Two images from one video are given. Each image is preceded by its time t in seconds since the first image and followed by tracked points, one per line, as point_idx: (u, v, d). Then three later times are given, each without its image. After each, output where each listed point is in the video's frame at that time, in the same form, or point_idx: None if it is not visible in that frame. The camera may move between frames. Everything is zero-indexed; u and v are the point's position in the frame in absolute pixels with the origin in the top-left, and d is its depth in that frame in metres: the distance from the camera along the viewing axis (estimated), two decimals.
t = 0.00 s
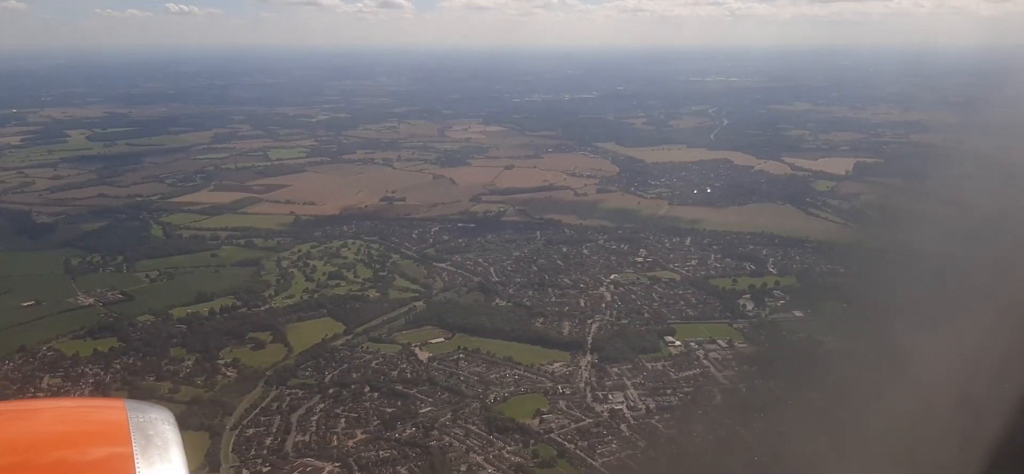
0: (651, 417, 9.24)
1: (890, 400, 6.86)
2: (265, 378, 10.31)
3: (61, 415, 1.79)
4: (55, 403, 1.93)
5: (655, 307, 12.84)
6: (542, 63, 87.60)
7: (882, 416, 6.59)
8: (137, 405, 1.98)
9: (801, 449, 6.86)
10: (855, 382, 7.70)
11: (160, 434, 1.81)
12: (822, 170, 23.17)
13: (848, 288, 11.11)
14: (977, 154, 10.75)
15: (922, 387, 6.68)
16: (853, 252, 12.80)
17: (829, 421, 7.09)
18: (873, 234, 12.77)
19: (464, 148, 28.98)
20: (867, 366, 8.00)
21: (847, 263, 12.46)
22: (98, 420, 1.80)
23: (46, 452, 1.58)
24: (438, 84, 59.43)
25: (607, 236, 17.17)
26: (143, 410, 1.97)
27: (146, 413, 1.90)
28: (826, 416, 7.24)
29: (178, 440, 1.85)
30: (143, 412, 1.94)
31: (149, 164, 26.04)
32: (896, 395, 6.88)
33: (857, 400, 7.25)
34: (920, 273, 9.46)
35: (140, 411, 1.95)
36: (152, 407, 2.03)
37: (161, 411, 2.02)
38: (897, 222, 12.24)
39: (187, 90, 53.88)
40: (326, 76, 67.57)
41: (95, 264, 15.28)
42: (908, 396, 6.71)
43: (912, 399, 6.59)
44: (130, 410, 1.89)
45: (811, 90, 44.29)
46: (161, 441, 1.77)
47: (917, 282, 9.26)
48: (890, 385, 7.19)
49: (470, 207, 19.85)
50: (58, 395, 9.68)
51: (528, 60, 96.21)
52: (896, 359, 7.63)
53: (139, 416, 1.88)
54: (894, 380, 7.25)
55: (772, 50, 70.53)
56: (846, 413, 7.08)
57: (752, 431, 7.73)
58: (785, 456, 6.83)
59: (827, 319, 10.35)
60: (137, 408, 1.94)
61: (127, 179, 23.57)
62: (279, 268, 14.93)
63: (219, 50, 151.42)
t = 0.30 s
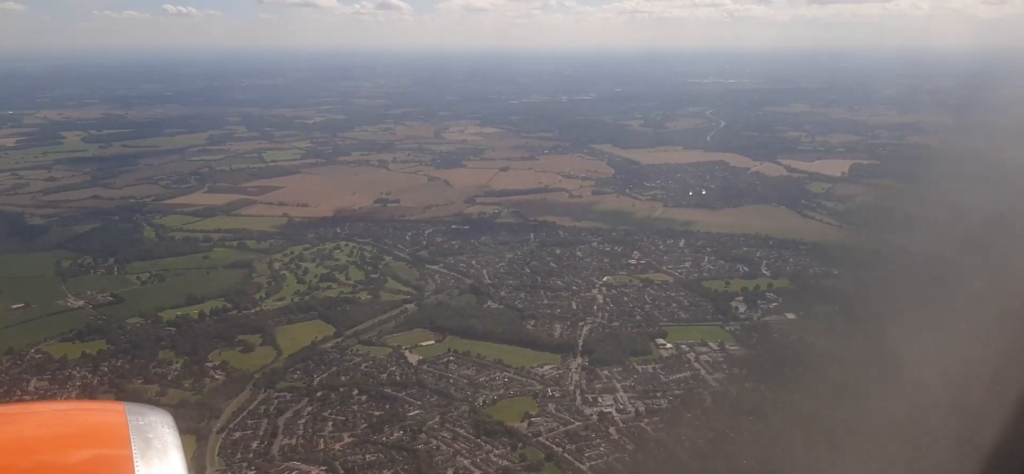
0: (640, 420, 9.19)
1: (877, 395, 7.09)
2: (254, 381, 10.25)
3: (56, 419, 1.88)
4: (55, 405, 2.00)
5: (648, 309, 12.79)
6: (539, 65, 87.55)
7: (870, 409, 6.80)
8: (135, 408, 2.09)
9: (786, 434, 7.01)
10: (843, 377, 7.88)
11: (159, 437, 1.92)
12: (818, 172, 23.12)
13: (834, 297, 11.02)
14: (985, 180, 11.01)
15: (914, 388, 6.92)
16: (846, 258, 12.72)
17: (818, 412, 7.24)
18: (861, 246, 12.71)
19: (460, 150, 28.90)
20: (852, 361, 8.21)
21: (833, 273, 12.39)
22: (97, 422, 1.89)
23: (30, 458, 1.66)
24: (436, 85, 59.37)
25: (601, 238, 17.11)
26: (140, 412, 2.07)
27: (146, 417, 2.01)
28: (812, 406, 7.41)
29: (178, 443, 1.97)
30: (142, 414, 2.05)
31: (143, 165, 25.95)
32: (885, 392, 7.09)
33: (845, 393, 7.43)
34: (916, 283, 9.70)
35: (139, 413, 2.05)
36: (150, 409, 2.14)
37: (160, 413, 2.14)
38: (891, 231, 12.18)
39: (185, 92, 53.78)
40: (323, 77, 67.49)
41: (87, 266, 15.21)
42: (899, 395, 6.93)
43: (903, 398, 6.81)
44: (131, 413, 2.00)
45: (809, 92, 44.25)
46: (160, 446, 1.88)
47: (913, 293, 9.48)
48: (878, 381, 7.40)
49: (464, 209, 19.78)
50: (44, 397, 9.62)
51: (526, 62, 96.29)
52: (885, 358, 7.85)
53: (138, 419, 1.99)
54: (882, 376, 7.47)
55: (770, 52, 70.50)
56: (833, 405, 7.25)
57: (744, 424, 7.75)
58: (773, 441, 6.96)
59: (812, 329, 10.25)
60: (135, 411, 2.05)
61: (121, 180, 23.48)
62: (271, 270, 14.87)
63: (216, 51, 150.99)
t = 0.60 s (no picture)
0: (629, 423, 9.15)
1: (872, 396, 7.08)
2: (242, 383, 10.21)
3: (53, 422, 1.96)
4: (55, 409, 2.10)
5: (640, 311, 12.76)
6: (538, 66, 87.61)
7: (864, 410, 6.79)
8: (135, 410, 2.18)
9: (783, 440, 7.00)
10: (838, 380, 7.87)
11: (159, 441, 2.02)
12: (813, 174, 23.09)
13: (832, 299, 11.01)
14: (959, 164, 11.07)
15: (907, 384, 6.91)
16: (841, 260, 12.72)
17: (814, 416, 7.23)
18: (857, 248, 12.73)
19: (456, 151, 28.88)
20: (848, 364, 8.21)
21: (829, 277, 12.36)
22: (101, 425, 1.99)
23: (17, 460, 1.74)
24: (434, 87, 59.38)
25: (594, 239, 17.10)
26: (139, 415, 2.17)
27: (145, 420, 2.11)
28: (809, 412, 7.39)
29: (177, 447, 2.07)
30: (143, 418, 2.15)
31: (139, 167, 25.92)
32: (879, 392, 7.09)
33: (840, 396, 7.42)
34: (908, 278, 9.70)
35: (139, 416, 2.15)
36: (149, 413, 2.23)
37: (160, 418, 2.23)
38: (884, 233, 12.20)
39: (182, 93, 53.76)
40: (322, 79, 67.51)
41: (78, 268, 15.16)
42: (893, 395, 6.93)
43: (896, 397, 6.81)
44: (131, 416, 2.09)
45: (806, 94, 44.25)
46: (161, 449, 1.97)
47: (906, 289, 9.47)
48: (872, 382, 7.39)
49: (458, 210, 19.75)
50: (31, 399, 9.56)
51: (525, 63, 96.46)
52: (878, 357, 7.86)
53: (138, 422, 2.09)
54: (877, 375, 7.48)
55: (768, 53, 70.50)
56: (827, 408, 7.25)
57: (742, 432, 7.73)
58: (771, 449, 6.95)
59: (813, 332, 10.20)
60: (135, 414, 2.14)
61: (116, 182, 23.44)
62: (263, 272, 14.82)
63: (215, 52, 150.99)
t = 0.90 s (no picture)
0: (618, 426, 9.09)
1: (879, 405, 7.05)
2: (230, 386, 10.15)
3: (38, 428, 1.81)
4: (45, 415, 1.93)
5: (632, 313, 12.71)
6: (536, 68, 87.68)
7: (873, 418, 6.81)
8: (134, 414, 2.05)
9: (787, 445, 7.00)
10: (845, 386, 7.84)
11: (160, 447, 1.88)
12: (809, 176, 23.05)
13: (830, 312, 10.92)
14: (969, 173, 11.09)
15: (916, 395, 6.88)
16: (840, 273, 12.66)
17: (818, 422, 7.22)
18: (852, 259, 12.66)
19: (452, 153, 28.83)
20: (855, 371, 8.18)
21: (827, 287, 12.29)
22: (92, 431, 1.84)
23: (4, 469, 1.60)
24: (432, 88, 59.33)
25: (588, 241, 17.05)
26: (139, 421, 2.03)
27: (145, 426, 1.97)
28: (813, 417, 7.38)
29: (180, 454, 1.92)
30: (143, 423, 2.00)
31: (133, 168, 25.85)
32: (890, 398, 7.11)
33: (847, 402, 7.40)
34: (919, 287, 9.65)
35: (139, 422, 2.01)
36: (150, 416, 2.09)
37: (161, 422, 2.08)
38: (885, 251, 12.13)
39: (180, 94, 53.67)
40: (319, 80, 67.43)
41: (69, 269, 15.09)
42: (904, 401, 6.94)
43: (906, 404, 6.83)
44: (129, 424, 1.93)
45: (804, 96, 44.20)
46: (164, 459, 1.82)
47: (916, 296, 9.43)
48: (882, 389, 7.40)
49: (452, 212, 19.70)
50: (17, 401, 9.50)
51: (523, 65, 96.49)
52: (889, 366, 7.87)
53: (138, 429, 1.94)
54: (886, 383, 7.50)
55: (767, 55, 70.46)
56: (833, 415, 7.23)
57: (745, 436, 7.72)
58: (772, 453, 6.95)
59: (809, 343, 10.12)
60: (136, 420, 2.00)
61: (110, 183, 23.37)
62: (254, 274, 14.76)
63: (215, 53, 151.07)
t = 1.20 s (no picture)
0: (607, 429, 9.04)
1: (879, 405, 7.02)
2: (219, 389, 10.10)
3: (34, 434, 1.87)
4: (42, 420, 1.98)
5: (624, 316, 12.67)
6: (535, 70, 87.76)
7: (876, 418, 6.74)
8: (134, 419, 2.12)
9: (783, 447, 7.01)
10: (842, 389, 7.83)
11: (161, 451, 1.96)
12: (805, 178, 23.02)
13: (827, 320, 10.89)
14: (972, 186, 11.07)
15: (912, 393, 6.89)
16: (840, 283, 12.60)
17: (813, 423, 7.23)
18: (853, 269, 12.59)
19: (449, 154, 28.81)
20: (853, 373, 8.17)
21: (823, 293, 12.24)
22: (89, 435, 1.90)
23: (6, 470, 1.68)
24: (430, 90, 59.35)
25: (583, 243, 17.02)
26: (140, 424, 2.10)
27: (146, 429, 2.04)
28: (809, 418, 7.37)
29: (181, 459, 1.99)
30: (144, 426, 2.08)
31: (129, 170, 25.83)
32: (893, 397, 7.04)
33: (845, 403, 7.40)
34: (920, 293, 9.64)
35: (141, 425, 2.08)
36: (150, 420, 2.17)
37: (161, 425, 2.16)
38: (886, 263, 12.08)
39: (178, 96, 53.70)
40: (318, 82, 67.45)
41: (62, 271, 15.05)
42: (906, 398, 6.87)
43: (909, 402, 6.76)
44: (131, 427, 2.01)
45: (802, 99, 44.19)
46: (162, 463, 1.90)
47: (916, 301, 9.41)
48: (884, 388, 7.33)
49: (447, 214, 19.67)
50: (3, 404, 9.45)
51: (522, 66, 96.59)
52: (891, 365, 7.81)
53: (139, 432, 2.02)
54: (888, 382, 7.43)
55: (765, 58, 70.47)
56: (828, 417, 7.24)
57: (745, 441, 7.72)
58: (771, 457, 6.96)
59: (805, 351, 10.07)
60: (137, 424, 2.07)
61: (104, 185, 23.35)
62: (247, 276, 14.72)
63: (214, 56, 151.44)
